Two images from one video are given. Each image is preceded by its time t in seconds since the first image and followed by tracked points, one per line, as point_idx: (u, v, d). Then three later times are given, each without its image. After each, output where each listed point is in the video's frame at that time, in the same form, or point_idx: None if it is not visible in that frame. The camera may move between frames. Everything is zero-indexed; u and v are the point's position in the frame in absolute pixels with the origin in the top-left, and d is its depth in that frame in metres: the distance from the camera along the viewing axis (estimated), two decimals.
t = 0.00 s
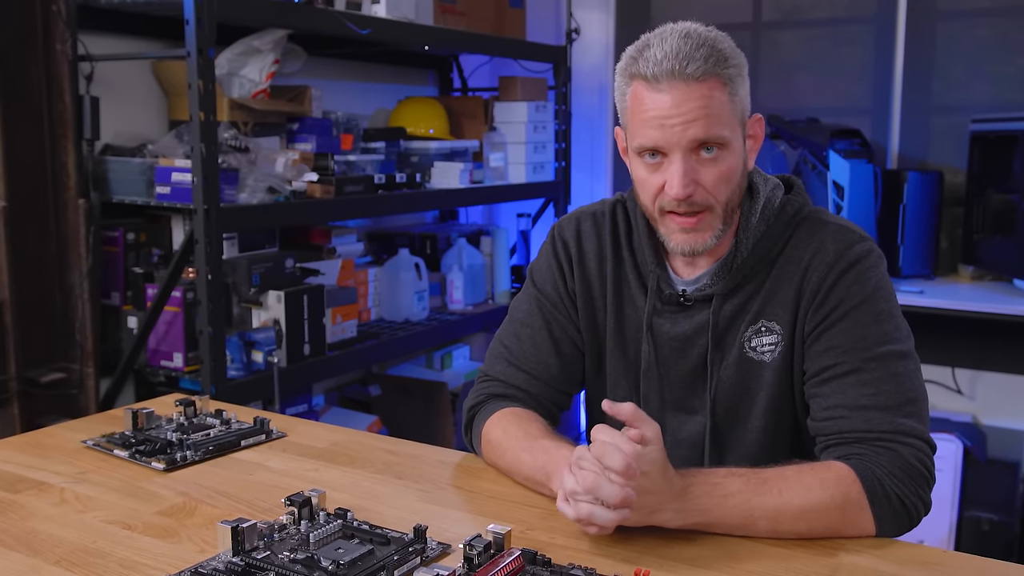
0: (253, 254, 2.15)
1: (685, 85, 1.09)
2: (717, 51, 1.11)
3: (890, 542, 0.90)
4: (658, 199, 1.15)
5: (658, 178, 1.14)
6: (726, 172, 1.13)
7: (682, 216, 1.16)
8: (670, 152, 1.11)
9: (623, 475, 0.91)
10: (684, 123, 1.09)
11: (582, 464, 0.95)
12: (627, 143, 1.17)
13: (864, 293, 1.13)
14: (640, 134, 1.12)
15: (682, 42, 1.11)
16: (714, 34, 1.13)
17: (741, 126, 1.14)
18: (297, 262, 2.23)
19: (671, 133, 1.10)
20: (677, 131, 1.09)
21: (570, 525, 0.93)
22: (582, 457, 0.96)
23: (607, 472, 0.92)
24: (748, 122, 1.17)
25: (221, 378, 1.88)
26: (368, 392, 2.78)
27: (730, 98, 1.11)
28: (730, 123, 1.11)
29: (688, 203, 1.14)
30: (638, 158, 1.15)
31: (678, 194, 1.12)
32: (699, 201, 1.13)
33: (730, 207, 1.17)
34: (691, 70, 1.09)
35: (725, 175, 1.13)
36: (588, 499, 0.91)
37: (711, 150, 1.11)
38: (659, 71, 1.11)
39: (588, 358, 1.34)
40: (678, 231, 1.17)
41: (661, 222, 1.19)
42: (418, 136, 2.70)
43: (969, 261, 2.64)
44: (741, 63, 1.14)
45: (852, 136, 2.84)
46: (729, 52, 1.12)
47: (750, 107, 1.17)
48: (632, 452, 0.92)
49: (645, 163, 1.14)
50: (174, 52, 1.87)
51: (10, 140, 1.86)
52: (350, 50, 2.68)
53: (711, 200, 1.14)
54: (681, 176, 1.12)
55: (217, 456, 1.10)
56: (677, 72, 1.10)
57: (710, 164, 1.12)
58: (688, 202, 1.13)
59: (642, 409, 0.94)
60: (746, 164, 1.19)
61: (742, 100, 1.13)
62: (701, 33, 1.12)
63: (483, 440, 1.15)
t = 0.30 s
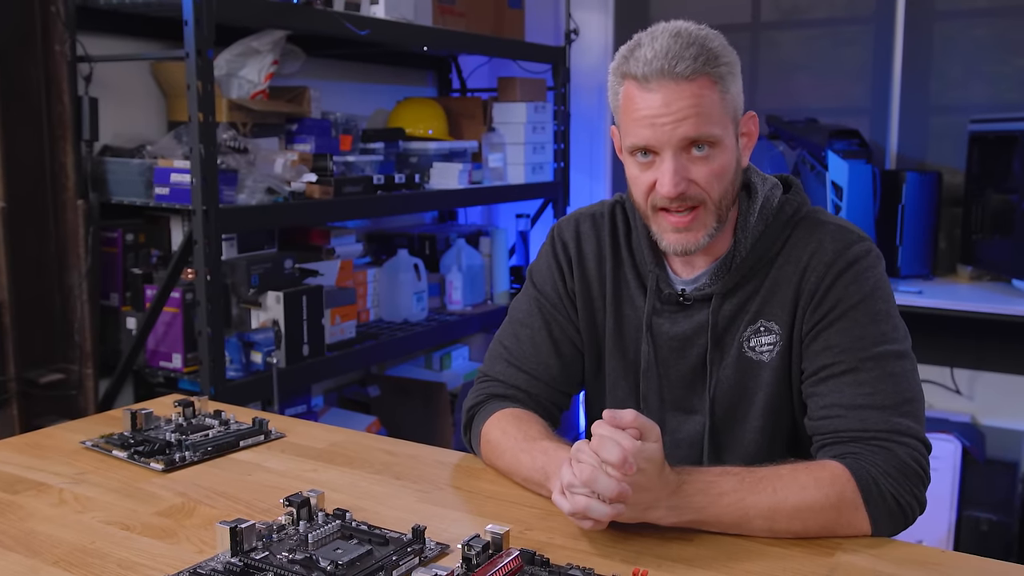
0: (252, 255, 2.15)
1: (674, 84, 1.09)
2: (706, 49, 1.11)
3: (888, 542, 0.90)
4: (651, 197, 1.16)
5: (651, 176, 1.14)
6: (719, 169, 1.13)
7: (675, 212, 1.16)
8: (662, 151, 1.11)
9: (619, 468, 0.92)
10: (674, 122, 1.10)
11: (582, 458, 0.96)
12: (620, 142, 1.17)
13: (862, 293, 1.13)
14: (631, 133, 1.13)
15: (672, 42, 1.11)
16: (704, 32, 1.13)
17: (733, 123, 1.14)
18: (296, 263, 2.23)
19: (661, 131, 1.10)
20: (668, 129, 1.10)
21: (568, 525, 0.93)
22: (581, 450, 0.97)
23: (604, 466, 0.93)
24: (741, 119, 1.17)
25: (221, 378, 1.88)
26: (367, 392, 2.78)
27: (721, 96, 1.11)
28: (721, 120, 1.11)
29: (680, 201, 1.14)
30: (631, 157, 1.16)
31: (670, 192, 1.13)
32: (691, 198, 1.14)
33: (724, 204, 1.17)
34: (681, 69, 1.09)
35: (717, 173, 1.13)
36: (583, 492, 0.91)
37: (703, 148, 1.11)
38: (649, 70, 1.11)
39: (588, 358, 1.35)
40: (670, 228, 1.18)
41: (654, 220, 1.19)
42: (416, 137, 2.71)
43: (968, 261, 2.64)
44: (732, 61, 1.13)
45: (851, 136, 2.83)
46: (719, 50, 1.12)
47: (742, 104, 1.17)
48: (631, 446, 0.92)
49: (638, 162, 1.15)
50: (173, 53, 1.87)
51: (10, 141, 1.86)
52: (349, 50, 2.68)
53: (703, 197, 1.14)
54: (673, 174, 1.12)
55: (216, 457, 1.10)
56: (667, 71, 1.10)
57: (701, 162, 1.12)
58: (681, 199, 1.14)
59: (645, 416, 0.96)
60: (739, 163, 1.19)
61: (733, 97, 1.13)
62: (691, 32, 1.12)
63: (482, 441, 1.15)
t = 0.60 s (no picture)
0: (249, 257, 2.15)
1: (669, 86, 1.10)
2: (700, 51, 1.11)
3: (883, 543, 0.90)
4: (648, 200, 1.16)
5: (647, 179, 1.14)
6: (715, 171, 1.13)
7: (672, 215, 1.16)
8: (658, 153, 1.12)
9: (616, 468, 0.92)
10: (670, 124, 1.10)
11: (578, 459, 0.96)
12: (617, 145, 1.18)
13: (861, 293, 1.13)
14: (627, 136, 1.13)
15: (665, 45, 1.12)
16: (698, 35, 1.14)
17: (729, 125, 1.15)
18: (293, 265, 2.23)
19: (657, 134, 1.10)
20: (663, 132, 1.10)
21: (564, 526, 0.93)
22: (578, 450, 0.97)
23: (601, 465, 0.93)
24: (737, 121, 1.17)
25: (218, 381, 1.88)
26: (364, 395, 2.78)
27: (716, 97, 1.11)
28: (717, 121, 1.11)
29: (677, 203, 1.14)
30: (627, 161, 1.16)
31: (666, 194, 1.13)
32: (688, 200, 1.14)
33: (721, 206, 1.17)
34: (674, 71, 1.10)
35: (713, 175, 1.13)
36: (581, 493, 0.92)
37: (698, 150, 1.11)
38: (643, 74, 1.11)
39: (587, 362, 1.35)
40: (667, 231, 1.18)
41: (652, 223, 1.19)
42: (413, 139, 2.72)
43: (964, 263, 2.65)
44: (727, 63, 1.14)
45: (846, 139, 2.77)
46: (713, 51, 1.12)
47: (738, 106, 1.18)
48: (627, 446, 0.92)
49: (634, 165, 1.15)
50: (170, 56, 1.88)
51: (7, 144, 1.86)
52: (346, 53, 2.68)
53: (700, 199, 1.14)
54: (669, 177, 1.12)
55: (213, 459, 1.10)
56: (661, 73, 1.10)
57: (698, 164, 1.12)
58: (677, 202, 1.14)
59: (640, 417, 0.96)
60: (737, 164, 1.20)
61: (728, 98, 1.14)
62: (685, 34, 1.13)
63: (478, 443, 1.15)
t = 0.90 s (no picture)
0: (247, 259, 2.15)
1: (674, 86, 1.10)
2: (706, 52, 1.12)
3: (879, 544, 0.91)
4: (653, 202, 1.16)
5: (652, 180, 1.15)
6: (720, 173, 1.13)
7: (677, 217, 1.17)
8: (663, 154, 1.12)
9: (613, 471, 0.93)
10: (675, 124, 1.10)
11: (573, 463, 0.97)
12: (621, 147, 1.18)
13: (860, 295, 1.14)
14: (632, 136, 1.14)
15: (671, 46, 1.12)
16: (703, 36, 1.14)
17: (733, 126, 1.15)
18: (291, 268, 2.23)
19: (663, 134, 1.11)
20: (669, 132, 1.10)
21: (561, 528, 0.94)
22: (573, 454, 0.98)
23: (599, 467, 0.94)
24: (741, 123, 1.18)
25: (216, 383, 1.88)
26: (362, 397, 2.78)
27: (721, 98, 1.12)
28: (722, 122, 1.12)
29: (682, 205, 1.15)
30: (632, 162, 1.16)
31: (672, 195, 1.13)
32: (693, 201, 1.14)
33: (724, 207, 1.17)
34: (681, 72, 1.10)
35: (718, 176, 1.14)
36: (579, 497, 0.92)
37: (704, 150, 1.12)
38: (649, 74, 1.12)
39: (585, 364, 1.35)
40: (672, 232, 1.19)
41: (657, 223, 1.19)
42: (410, 141, 2.73)
43: (960, 263, 2.65)
44: (731, 64, 1.14)
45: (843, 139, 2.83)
46: (718, 53, 1.12)
47: (742, 108, 1.18)
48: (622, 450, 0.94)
49: (639, 166, 1.15)
50: (167, 59, 1.88)
51: (3, 147, 1.86)
52: (343, 55, 2.68)
53: (705, 200, 1.15)
54: (675, 177, 1.12)
55: (210, 461, 1.10)
56: (666, 74, 1.11)
57: (703, 165, 1.12)
58: (682, 203, 1.14)
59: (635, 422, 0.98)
60: (740, 165, 1.20)
61: (733, 100, 1.14)
62: (689, 35, 1.13)
63: (475, 446, 1.15)
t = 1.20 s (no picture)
0: (245, 259, 2.15)
1: (676, 80, 1.11)
2: (707, 48, 1.13)
3: (877, 543, 0.91)
4: (653, 195, 1.16)
5: (652, 174, 1.15)
6: (720, 168, 1.13)
7: (676, 211, 1.16)
8: (664, 147, 1.12)
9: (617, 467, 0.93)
10: (676, 118, 1.11)
11: (565, 464, 0.97)
12: (621, 142, 1.18)
13: (858, 295, 1.14)
14: (633, 129, 1.14)
15: (673, 41, 1.13)
16: (704, 34, 1.15)
17: (734, 123, 1.16)
18: (289, 268, 2.23)
19: (664, 127, 1.11)
20: (670, 125, 1.11)
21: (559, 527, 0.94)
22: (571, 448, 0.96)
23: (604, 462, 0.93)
24: (740, 121, 1.19)
25: (214, 383, 1.88)
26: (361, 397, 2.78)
27: (722, 94, 1.12)
28: (723, 117, 1.12)
29: (682, 198, 1.14)
30: (632, 156, 1.16)
31: (672, 187, 1.13)
32: (693, 195, 1.14)
33: (724, 203, 1.17)
34: (683, 66, 1.11)
35: (718, 171, 1.14)
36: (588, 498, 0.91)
37: (704, 145, 1.12)
38: (651, 67, 1.12)
39: (584, 363, 1.35)
40: (671, 227, 1.18)
41: (657, 219, 1.19)
42: (409, 141, 2.72)
43: (959, 263, 2.66)
44: (732, 62, 1.15)
45: (842, 139, 2.82)
46: (719, 49, 1.13)
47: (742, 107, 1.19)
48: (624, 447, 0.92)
49: (639, 160, 1.15)
50: (165, 59, 1.88)
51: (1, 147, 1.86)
52: (341, 56, 2.68)
53: (704, 195, 1.15)
54: (675, 171, 1.12)
55: (209, 461, 1.10)
56: (668, 68, 1.11)
57: (703, 159, 1.13)
58: (682, 197, 1.14)
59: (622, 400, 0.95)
60: (739, 163, 1.20)
61: (733, 97, 1.15)
62: (691, 32, 1.14)
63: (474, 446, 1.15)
